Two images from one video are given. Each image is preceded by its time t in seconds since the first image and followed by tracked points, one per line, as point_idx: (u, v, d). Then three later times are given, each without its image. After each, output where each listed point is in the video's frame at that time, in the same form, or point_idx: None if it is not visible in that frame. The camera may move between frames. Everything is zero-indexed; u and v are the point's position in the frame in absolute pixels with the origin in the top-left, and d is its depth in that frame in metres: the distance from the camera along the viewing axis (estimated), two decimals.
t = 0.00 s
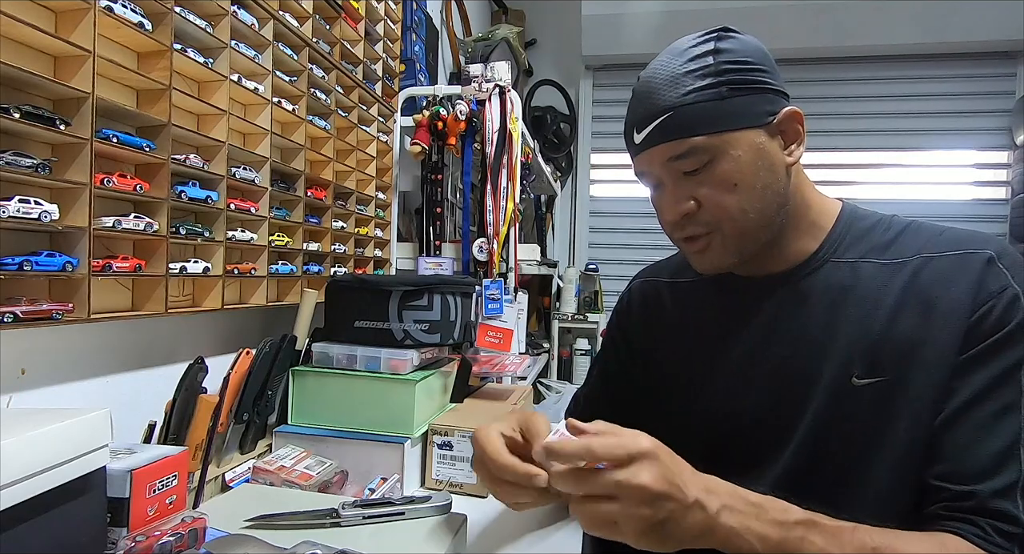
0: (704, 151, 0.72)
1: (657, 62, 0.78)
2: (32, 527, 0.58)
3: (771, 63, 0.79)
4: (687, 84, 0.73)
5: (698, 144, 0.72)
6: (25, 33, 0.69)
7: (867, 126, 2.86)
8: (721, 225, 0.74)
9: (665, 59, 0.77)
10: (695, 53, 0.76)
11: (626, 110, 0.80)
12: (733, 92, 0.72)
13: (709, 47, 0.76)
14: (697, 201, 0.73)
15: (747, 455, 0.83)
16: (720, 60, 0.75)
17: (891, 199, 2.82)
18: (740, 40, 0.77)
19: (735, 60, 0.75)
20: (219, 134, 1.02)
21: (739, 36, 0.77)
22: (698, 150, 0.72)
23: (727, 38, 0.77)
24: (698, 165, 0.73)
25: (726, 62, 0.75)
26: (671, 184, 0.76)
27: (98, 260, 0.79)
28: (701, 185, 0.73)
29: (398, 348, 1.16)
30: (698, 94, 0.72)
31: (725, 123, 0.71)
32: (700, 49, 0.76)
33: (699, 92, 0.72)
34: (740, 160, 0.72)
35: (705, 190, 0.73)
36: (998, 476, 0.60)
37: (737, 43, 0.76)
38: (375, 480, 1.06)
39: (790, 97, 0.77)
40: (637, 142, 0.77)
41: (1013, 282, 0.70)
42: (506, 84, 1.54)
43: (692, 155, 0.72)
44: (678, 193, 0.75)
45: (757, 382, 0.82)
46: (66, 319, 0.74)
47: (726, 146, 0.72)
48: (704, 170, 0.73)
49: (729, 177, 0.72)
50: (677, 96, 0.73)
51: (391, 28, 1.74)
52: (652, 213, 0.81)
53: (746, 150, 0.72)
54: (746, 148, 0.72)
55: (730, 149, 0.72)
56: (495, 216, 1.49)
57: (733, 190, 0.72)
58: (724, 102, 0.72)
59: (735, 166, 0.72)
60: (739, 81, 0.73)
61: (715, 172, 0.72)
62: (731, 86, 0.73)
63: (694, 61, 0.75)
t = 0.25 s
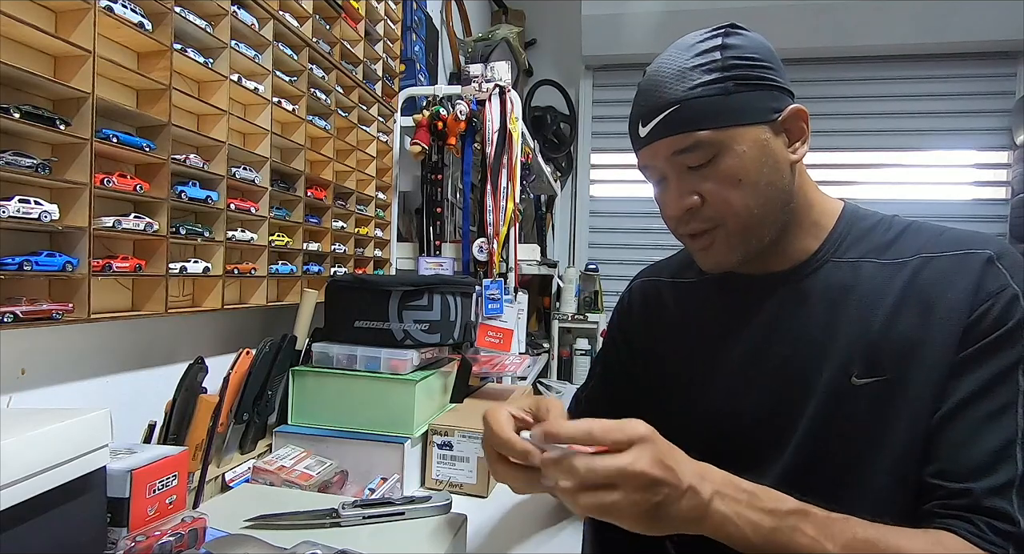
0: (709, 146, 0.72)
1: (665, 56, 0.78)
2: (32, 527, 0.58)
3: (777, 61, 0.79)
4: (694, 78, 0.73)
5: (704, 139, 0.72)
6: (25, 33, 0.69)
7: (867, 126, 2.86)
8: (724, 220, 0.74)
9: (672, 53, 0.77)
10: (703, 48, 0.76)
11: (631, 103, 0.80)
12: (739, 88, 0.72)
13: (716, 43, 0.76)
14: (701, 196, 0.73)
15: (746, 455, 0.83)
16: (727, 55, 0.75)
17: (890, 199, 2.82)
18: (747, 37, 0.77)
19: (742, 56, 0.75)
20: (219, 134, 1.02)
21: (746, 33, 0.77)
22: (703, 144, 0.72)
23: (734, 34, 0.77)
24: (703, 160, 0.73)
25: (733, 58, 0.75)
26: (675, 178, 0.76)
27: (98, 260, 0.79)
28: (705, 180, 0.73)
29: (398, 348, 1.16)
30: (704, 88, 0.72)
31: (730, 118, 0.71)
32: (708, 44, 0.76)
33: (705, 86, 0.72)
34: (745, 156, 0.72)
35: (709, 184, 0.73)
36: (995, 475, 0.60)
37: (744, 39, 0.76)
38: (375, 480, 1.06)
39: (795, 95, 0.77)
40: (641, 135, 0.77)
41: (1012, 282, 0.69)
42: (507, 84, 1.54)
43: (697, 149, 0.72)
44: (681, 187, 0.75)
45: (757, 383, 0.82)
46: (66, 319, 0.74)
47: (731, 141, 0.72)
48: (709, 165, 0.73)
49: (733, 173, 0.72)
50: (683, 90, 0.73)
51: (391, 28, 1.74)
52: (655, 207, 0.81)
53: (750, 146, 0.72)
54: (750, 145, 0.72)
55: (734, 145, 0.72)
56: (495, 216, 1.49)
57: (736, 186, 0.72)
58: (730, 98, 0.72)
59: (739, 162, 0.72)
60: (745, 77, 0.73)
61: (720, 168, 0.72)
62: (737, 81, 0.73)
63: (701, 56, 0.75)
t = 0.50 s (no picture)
0: (711, 138, 0.72)
1: (670, 50, 0.78)
2: (32, 527, 0.58)
3: (782, 60, 0.78)
4: (698, 71, 0.74)
5: (705, 131, 0.72)
6: (25, 33, 0.70)
7: (867, 126, 2.86)
8: (723, 214, 0.74)
9: (678, 47, 0.78)
10: (708, 42, 0.76)
11: (635, 96, 0.80)
12: (742, 82, 0.72)
13: (723, 38, 0.76)
14: (702, 188, 0.73)
15: (746, 454, 0.83)
16: (732, 50, 0.75)
17: (891, 199, 2.82)
18: (753, 34, 0.77)
19: (747, 53, 0.75)
20: (219, 134, 1.02)
21: (752, 30, 0.77)
22: (705, 137, 0.72)
23: (740, 31, 0.76)
24: (704, 152, 0.73)
25: (738, 53, 0.75)
26: (675, 170, 0.76)
27: (99, 260, 0.79)
28: (706, 172, 0.73)
29: (398, 348, 1.16)
30: (708, 81, 0.72)
31: (732, 111, 0.71)
32: (713, 39, 0.76)
33: (708, 79, 0.72)
34: (746, 150, 0.72)
35: (709, 177, 0.73)
36: (1000, 479, 0.60)
37: (750, 36, 0.76)
38: (375, 480, 1.06)
39: (798, 95, 0.77)
40: (643, 127, 0.77)
41: (1014, 282, 0.70)
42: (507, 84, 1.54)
43: (699, 141, 0.72)
44: (682, 179, 0.75)
45: (758, 383, 0.82)
46: (66, 319, 0.74)
47: (733, 135, 0.72)
48: (710, 157, 0.73)
49: (734, 167, 0.72)
50: (686, 83, 0.73)
51: (391, 28, 1.74)
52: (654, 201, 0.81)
53: (752, 141, 0.72)
54: (752, 139, 0.72)
55: (736, 139, 0.72)
56: (495, 216, 1.49)
57: (737, 179, 0.72)
58: (733, 91, 0.72)
59: (740, 156, 0.72)
60: (749, 72, 0.73)
61: (720, 160, 0.72)
62: (741, 76, 0.73)
63: (706, 51, 0.75)
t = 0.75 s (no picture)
0: (703, 105, 0.73)
1: (715, 20, 0.77)
2: (32, 527, 0.58)
3: (825, 58, 0.75)
4: (720, 40, 0.74)
5: (698, 96, 0.73)
6: (25, 33, 0.70)
7: (867, 126, 2.86)
8: (692, 185, 0.75)
9: (723, 17, 0.77)
10: (751, 19, 0.75)
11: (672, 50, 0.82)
12: (754, 64, 0.71)
13: (766, 18, 0.74)
14: (679, 154, 0.75)
15: (746, 455, 0.83)
16: (768, 32, 0.73)
17: (891, 199, 2.82)
18: (800, 23, 0.74)
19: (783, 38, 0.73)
20: (219, 134, 1.02)
21: (803, 19, 0.74)
22: (698, 102, 0.73)
23: (789, 17, 0.74)
24: (693, 119, 0.74)
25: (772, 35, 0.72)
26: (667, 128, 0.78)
27: (99, 260, 0.79)
28: (689, 141, 0.74)
29: (398, 348, 1.16)
30: (720, 52, 0.72)
31: (729, 88, 0.72)
32: (757, 17, 0.75)
33: (721, 50, 0.72)
34: (731, 128, 0.72)
35: (689, 146, 0.74)
36: (997, 487, 0.61)
37: (796, 24, 0.73)
38: (375, 480, 1.06)
39: (824, 98, 0.74)
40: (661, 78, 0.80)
41: (1012, 287, 0.70)
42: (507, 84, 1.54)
43: (691, 104, 0.74)
44: (668, 139, 0.77)
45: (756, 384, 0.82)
46: (66, 319, 0.74)
47: (723, 108, 0.72)
48: (697, 126, 0.74)
49: (715, 143, 0.72)
50: (702, 47, 0.74)
51: (391, 28, 1.74)
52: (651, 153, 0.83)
53: (742, 121, 0.72)
54: (742, 120, 0.72)
55: (726, 115, 0.72)
56: (495, 216, 1.49)
57: (713, 155, 0.73)
58: (740, 70, 0.71)
59: (724, 133, 0.72)
60: (769, 56, 0.72)
61: (703, 132, 0.73)
62: (757, 58, 0.72)
63: (742, 25, 0.74)
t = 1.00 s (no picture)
0: (724, 79, 0.75)
1: (763, 1, 0.79)
2: (32, 527, 0.58)
3: (859, 58, 0.75)
4: (756, 18, 0.75)
5: (722, 70, 0.76)
6: (25, 33, 0.70)
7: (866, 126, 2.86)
8: (696, 153, 0.78)
9: None
10: (792, 4, 0.76)
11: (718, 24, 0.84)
12: (781, 46, 0.73)
13: (807, 6, 0.75)
14: (692, 123, 0.78)
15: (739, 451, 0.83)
16: (804, 19, 0.74)
17: (891, 199, 2.82)
18: (842, 17, 0.75)
19: (817, 27, 0.73)
20: (219, 134, 1.02)
21: (844, 15, 0.74)
22: (720, 76, 0.76)
23: (830, 9, 0.74)
24: (712, 92, 0.76)
25: (807, 22, 0.73)
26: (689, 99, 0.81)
27: (99, 260, 0.79)
28: (703, 113, 0.77)
29: (398, 348, 1.16)
30: (752, 29, 0.74)
31: (750, 64, 0.74)
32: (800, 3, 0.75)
33: (753, 27, 0.74)
34: (745, 105, 0.74)
35: (702, 117, 0.76)
36: (996, 487, 0.60)
37: (835, 18, 0.74)
38: (375, 481, 1.06)
39: (845, 98, 0.74)
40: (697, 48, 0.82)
41: (1007, 285, 0.68)
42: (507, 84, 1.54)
43: (714, 77, 0.76)
44: (686, 109, 0.79)
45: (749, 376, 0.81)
46: (66, 319, 0.74)
47: (740, 85, 0.74)
48: (713, 98, 0.76)
49: (725, 116, 0.75)
50: (737, 22, 0.76)
51: (391, 28, 1.74)
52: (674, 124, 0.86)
53: (754, 101, 0.74)
54: (755, 100, 0.74)
55: (742, 92, 0.74)
56: (495, 216, 1.49)
57: (721, 129, 0.75)
58: (765, 49, 0.73)
59: (736, 108, 0.74)
60: (798, 40, 0.73)
61: (717, 104, 0.76)
62: (785, 40, 0.73)
63: (781, 8, 0.76)
